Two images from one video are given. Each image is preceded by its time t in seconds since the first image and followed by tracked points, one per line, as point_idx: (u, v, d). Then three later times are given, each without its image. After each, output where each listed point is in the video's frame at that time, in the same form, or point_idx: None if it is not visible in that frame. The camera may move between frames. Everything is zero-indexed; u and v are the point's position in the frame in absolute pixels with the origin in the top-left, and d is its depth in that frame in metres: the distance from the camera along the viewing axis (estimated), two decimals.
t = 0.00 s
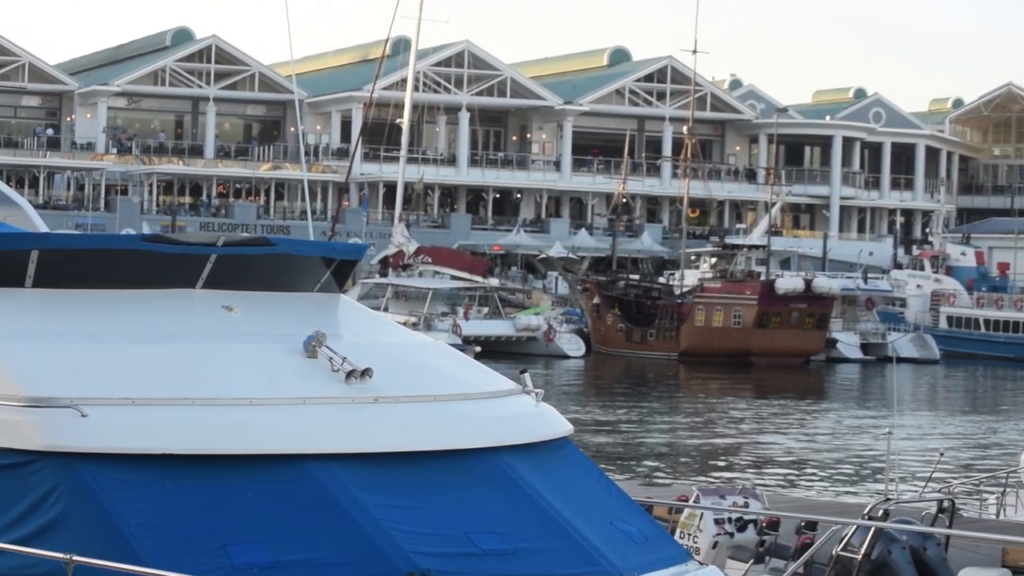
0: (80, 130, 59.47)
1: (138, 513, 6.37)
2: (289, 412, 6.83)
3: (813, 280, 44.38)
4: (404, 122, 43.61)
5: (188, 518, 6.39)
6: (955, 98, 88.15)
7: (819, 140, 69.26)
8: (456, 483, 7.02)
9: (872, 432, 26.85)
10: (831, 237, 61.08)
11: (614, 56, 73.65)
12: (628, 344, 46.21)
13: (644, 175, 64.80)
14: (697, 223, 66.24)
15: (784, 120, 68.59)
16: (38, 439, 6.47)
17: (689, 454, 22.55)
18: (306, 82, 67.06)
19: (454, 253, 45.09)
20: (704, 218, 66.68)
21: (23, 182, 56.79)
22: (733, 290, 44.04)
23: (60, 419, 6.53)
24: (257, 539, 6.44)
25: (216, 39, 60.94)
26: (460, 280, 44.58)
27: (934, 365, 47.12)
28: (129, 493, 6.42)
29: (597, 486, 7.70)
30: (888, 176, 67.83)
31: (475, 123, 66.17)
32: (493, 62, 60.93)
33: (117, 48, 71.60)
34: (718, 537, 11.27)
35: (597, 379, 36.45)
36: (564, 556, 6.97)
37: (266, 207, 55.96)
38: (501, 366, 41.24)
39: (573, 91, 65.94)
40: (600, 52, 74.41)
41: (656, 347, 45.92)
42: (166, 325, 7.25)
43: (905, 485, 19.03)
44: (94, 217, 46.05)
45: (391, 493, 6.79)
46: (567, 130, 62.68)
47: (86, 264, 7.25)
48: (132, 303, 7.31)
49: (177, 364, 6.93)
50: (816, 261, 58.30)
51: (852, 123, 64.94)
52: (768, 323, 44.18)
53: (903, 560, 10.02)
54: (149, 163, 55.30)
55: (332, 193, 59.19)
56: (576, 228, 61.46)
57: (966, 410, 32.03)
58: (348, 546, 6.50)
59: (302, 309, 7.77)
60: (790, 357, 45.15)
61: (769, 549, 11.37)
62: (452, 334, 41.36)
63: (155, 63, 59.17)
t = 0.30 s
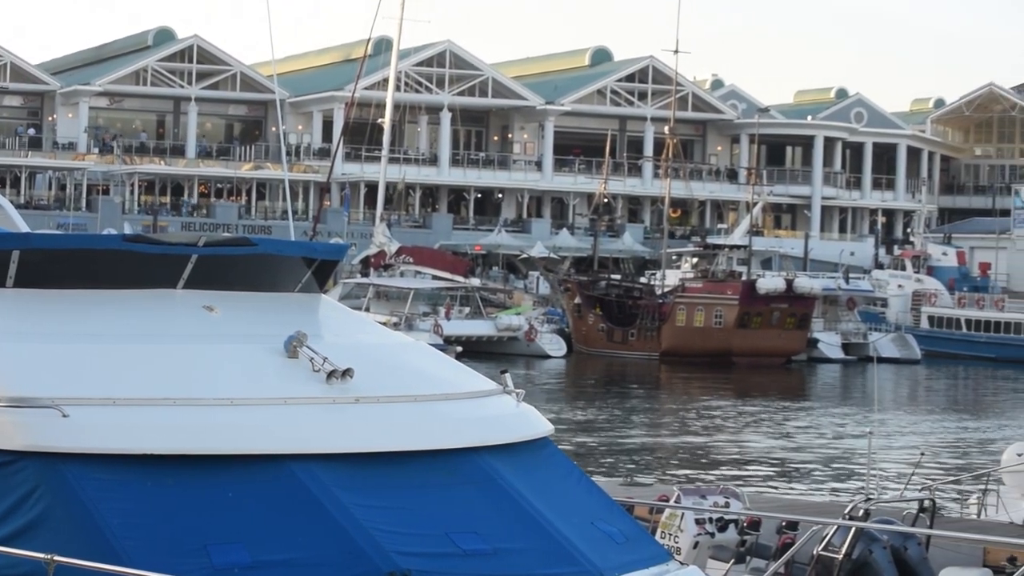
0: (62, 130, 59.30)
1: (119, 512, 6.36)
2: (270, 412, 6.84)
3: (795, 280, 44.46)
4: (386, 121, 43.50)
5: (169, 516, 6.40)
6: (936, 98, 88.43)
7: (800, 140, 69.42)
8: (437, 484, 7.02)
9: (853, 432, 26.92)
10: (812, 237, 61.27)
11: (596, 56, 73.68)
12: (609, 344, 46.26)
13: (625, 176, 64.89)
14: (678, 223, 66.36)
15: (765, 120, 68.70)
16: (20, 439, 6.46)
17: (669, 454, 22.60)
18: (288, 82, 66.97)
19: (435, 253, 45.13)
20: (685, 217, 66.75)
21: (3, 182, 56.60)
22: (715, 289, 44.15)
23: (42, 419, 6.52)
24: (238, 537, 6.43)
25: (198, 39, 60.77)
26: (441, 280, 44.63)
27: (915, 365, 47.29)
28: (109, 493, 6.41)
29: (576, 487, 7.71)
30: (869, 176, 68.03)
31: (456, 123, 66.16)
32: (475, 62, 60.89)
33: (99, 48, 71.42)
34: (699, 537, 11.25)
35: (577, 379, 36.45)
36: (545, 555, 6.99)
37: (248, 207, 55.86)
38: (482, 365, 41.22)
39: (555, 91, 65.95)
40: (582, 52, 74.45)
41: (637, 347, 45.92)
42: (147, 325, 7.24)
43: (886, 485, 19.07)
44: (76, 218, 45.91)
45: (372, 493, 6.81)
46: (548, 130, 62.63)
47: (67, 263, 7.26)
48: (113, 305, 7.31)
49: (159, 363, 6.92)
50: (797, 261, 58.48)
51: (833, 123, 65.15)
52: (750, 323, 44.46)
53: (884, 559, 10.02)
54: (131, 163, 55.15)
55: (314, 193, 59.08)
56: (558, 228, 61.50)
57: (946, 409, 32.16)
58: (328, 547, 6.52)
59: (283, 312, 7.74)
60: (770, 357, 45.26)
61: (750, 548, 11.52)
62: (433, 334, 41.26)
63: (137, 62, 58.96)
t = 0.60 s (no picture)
0: (25, 127, 58.90)
1: (85, 511, 6.37)
2: (235, 411, 6.83)
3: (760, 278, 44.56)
4: (350, 119, 43.42)
5: (134, 516, 6.41)
6: (900, 96, 88.85)
7: (765, 138, 69.71)
8: (401, 482, 7.02)
9: (816, 430, 27.08)
10: (777, 235, 61.52)
11: (561, 54, 73.75)
12: (574, 342, 46.40)
13: (590, 174, 64.99)
14: (642, 221, 66.53)
15: (730, 118, 68.94)
16: None
17: (634, 452, 22.69)
18: (252, 80, 66.76)
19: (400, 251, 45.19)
20: (650, 215, 66.91)
21: None
22: (680, 288, 44.43)
23: (5, 416, 6.51)
24: (203, 535, 6.46)
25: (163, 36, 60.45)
26: (406, 279, 44.70)
27: (879, 363, 47.59)
28: (75, 492, 6.41)
29: (541, 484, 7.72)
30: (833, 175, 68.35)
31: (421, 121, 66.12)
32: (440, 61, 60.82)
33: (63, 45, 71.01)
34: (663, 535, 11.41)
35: (542, 377, 36.52)
36: (508, 553, 7.03)
37: (212, 205, 55.68)
38: (448, 363, 41.24)
39: (519, 89, 65.93)
40: (546, 50, 74.51)
41: (602, 345, 46.09)
42: (111, 323, 7.23)
43: (850, 483, 19.21)
44: (39, 216, 45.65)
45: (336, 490, 6.81)
46: (513, 128, 62.60)
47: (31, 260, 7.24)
48: (78, 304, 7.30)
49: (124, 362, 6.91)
50: (762, 259, 58.73)
51: (797, 122, 65.46)
52: (715, 321, 44.58)
53: (849, 558, 10.08)
54: (96, 161, 54.83)
55: (279, 191, 58.90)
56: (523, 225, 61.53)
57: (909, 407, 32.37)
58: (293, 545, 6.55)
59: (247, 308, 7.71)
60: (734, 355, 45.35)
61: (714, 546, 11.49)
62: (397, 332, 41.13)
63: (102, 60, 58.58)
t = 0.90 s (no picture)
0: None
1: (54, 512, 6.34)
2: (203, 411, 6.82)
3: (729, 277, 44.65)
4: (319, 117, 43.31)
5: (102, 515, 6.39)
6: (868, 96, 89.31)
7: (734, 137, 69.94)
8: (371, 482, 7.02)
9: (784, 429, 27.20)
10: (746, 233, 61.75)
11: (530, 53, 73.76)
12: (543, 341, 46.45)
13: (560, 172, 65.05)
14: (612, 220, 66.63)
15: (699, 117, 69.12)
16: None
17: (603, 451, 22.74)
18: (221, 79, 66.56)
19: (369, 251, 45.28)
20: (619, 214, 67.00)
21: None
22: (649, 287, 44.52)
23: None
24: (172, 535, 6.45)
25: (131, 34, 60.16)
26: (376, 277, 44.93)
27: (848, 361, 47.77)
28: (43, 492, 6.38)
29: (511, 485, 7.73)
30: (802, 174, 68.60)
31: (390, 120, 66.05)
32: (410, 59, 60.74)
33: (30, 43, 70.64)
34: (632, 534, 11.46)
35: (511, 377, 36.54)
36: (478, 553, 7.04)
37: (181, 204, 55.47)
38: (417, 361, 41.21)
39: (489, 88, 65.92)
40: (516, 49, 74.52)
41: (572, 344, 46.32)
42: (79, 322, 7.21)
43: (818, 483, 19.31)
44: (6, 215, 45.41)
45: (304, 490, 6.81)
46: (482, 127, 62.54)
47: None
48: (46, 303, 7.27)
49: (93, 362, 6.89)
50: (730, 258, 58.86)
51: (765, 121, 65.68)
52: (684, 320, 44.55)
53: (818, 556, 10.14)
54: (65, 159, 54.51)
55: (248, 190, 58.70)
56: (492, 224, 61.49)
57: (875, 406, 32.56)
58: (264, 545, 6.54)
59: (215, 308, 7.68)
60: (704, 354, 45.42)
61: (683, 545, 11.44)
62: (367, 330, 40.86)
63: (70, 58, 58.24)
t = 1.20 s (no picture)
0: None
1: (42, 511, 6.33)
2: (192, 410, 6.82)
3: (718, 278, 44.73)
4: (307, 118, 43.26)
5: (89, 514, 6.38)
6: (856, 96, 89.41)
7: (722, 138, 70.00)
8: (358, 482, 7.01)
9: (772, 430, 27.23)
10: (734, 234, 61.72)
11: (518, 54, 73.75)
12: (531, 341, 46.45)
13: (548, 173, 65.06)
14: (600, 221, 66.63)
15: (688, 117, 69.15)
16: None
17: (591, 451, 22.76)
18: (209, 80, 66.49)
19: (358, 251, 45.27)
20: (608, 215, 67.00)
21: None
22: (637, 287, 44.53)
23: None
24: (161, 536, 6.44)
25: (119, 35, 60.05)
26: (364, 278, 44.89)
27: (836, 362, 47.86)
28: (30, 491, 6.37)
29: (499, 485, 7.73)
30: (790, 175, 68.67)
31: (379, 121, 66.00)
32: (398, 60, 60.69)
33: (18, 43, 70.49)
34: (621, 534, 11.49)
35: (498, 377, 36.56)
36: (466, 554, 7.04)
37: (169, 204, 55.38)
38: (406, 362, 41.20)
39: (477, 89, 65.90)
40: (504, 49, 74.49)
41: (561, 344, 46.25)
42: (67, 323, 7.20)
43: (806, 483, 19.36)
44: None
45: (293, 490, 6.80)
46: (470, 127, 62.49)
47: None
48: (33, 303, 7.27)
49: (80, 363, 6.88)
50: (719, 259, 58.88)
51: (754, 122, 65.71)
52: (672, 320, 44.69)
53: (807, 557, 10.15)
54: (53, 160, 54.40)
55: (236, 190, 58.66)
56: (480, 225, 61.48)
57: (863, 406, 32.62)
58: (253, 544, 6.54)
59: (203, 309, 7.67)
60: (693, 354, 45.52)
61: (672, 545, 11.41)
62: (356, 331, 40.85)
63: (57, 59, 58.12)
